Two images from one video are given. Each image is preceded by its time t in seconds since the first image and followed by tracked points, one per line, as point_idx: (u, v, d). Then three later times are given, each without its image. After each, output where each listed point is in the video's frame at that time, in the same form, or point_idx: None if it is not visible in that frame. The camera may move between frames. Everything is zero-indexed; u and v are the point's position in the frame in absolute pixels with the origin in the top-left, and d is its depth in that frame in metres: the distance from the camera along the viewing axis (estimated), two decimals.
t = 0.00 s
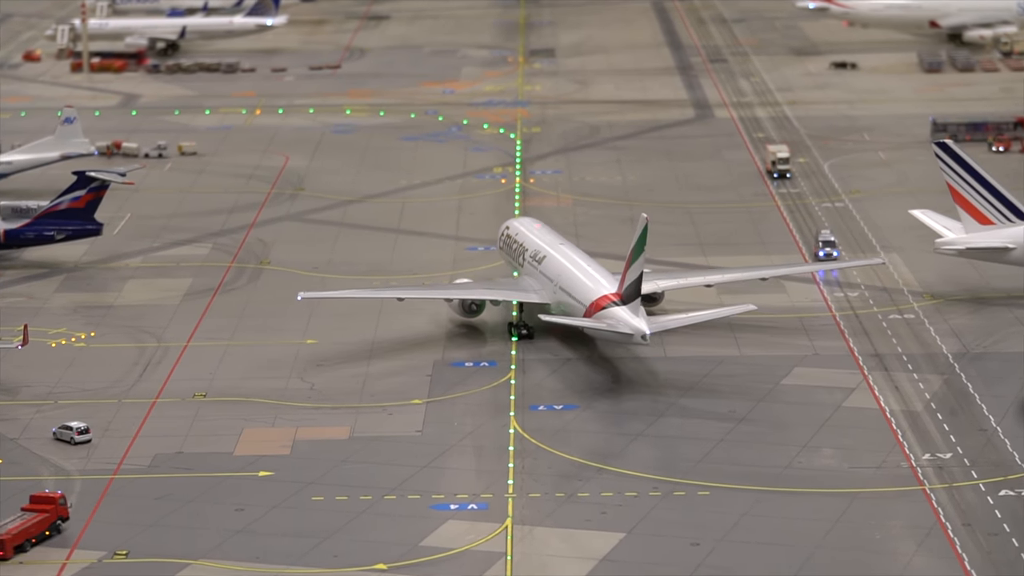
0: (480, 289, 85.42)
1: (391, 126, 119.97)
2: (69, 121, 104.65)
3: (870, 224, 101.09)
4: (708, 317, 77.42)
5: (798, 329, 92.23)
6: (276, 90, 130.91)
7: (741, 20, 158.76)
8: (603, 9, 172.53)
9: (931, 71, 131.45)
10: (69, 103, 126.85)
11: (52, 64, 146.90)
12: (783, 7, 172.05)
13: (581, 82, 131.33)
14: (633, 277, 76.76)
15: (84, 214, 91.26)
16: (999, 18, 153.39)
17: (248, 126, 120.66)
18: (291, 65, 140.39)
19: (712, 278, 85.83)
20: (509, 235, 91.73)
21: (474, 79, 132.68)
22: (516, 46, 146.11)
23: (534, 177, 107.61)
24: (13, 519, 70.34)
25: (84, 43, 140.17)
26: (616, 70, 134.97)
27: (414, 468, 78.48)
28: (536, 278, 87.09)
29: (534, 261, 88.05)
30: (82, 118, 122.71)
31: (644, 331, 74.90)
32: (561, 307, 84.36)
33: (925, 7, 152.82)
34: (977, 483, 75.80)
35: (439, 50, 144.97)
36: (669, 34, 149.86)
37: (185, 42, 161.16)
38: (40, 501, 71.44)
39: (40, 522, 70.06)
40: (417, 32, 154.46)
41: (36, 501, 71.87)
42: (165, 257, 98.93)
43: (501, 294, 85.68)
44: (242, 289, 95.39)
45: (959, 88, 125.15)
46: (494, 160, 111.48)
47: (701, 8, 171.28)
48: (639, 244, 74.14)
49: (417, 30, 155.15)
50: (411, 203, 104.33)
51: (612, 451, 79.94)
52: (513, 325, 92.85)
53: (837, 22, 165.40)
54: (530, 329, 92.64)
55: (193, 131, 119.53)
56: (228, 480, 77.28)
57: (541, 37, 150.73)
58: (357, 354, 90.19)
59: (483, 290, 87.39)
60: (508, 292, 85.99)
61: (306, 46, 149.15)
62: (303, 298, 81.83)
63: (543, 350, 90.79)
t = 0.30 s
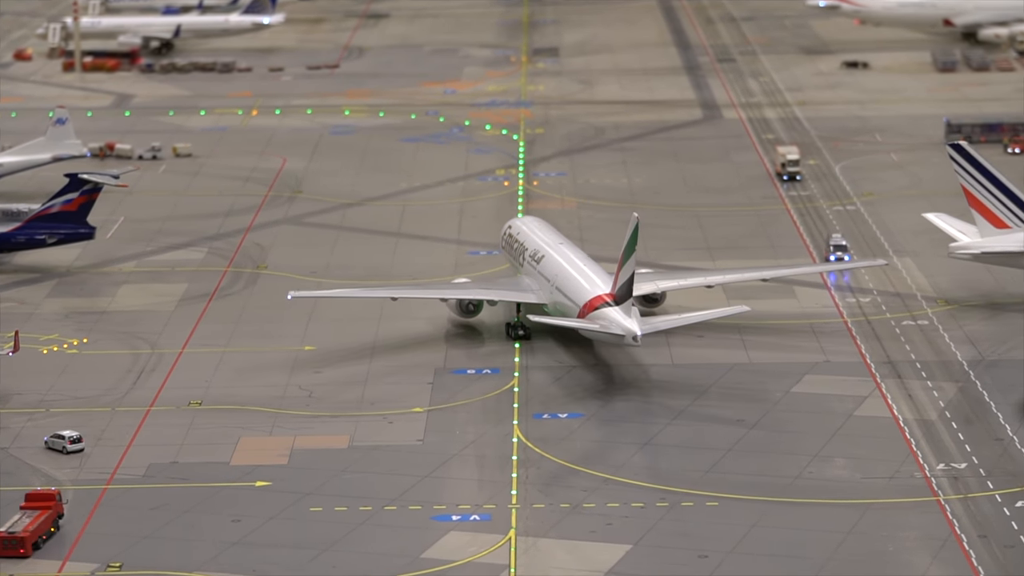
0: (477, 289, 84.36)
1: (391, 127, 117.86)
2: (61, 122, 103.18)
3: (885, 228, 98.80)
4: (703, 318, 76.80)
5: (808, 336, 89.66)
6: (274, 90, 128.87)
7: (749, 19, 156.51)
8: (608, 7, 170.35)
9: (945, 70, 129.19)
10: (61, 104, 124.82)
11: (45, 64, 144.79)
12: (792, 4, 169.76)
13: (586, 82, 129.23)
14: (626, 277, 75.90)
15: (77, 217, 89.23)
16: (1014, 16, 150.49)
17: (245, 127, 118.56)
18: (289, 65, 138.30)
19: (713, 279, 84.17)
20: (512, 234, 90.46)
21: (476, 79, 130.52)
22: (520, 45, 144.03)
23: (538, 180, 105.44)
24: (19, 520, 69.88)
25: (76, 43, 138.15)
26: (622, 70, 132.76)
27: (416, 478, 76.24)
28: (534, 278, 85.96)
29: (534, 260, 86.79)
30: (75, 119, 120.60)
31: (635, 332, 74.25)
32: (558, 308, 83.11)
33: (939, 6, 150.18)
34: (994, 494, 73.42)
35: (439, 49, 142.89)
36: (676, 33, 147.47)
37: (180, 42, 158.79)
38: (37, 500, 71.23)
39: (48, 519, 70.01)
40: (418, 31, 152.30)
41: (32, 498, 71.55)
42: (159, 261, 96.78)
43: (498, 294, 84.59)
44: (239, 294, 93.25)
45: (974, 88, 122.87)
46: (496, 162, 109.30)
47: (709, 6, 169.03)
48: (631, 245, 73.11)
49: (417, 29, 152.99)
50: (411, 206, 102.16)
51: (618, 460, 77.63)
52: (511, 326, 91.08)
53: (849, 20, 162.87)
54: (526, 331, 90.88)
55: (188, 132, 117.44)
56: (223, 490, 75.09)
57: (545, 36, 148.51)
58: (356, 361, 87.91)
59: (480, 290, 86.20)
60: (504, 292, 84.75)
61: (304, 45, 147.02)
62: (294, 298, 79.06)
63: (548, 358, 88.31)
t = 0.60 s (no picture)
0: (473, 288, 82.80)
1: (392, 127, 115.11)
2: (49, 121, 100.41)
3: (899, 232, 96.09)
4: (700, 319, 74.96)
5: (822, 345, 86.48)
6: (270, 89, 126.14)
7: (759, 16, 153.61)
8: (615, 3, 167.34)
9: (963, 69, 126.36)
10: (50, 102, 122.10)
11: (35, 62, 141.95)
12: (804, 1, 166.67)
13: (593, 81, 126.36)
14: (620, 277, 74.15)
15: (67, 219, 86.98)
16: None
17: (240, 127, 115.81)
18: (285, 63, 135.50)
19: (717, 280, 81.21)
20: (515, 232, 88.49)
21: (478, 78, 127.64)
22: (524, 43, 141.36)
23: (543, 182, 102.75)
24: (17, 520, 68.17)
25: (67, 40, 135.53)
26: (628, 69, 129.97)
27: (416, 489, 73.55)
28: (533, 278, 84.16)
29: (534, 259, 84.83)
30: (64, 119, 117.80)
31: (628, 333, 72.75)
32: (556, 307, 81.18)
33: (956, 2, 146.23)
34: (1013, 507, 70.67)
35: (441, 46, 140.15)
36: (686, 30, 144.40)
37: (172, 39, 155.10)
38: (31, 497, 69.15)
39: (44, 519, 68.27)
40: (419, 28, 149.35)
41: (24, 497, 69.43)
42: (151, 265, 94.03)
43: (494, 294, 82.96)
44: (233, 299, 90.53)
45: (993, 88, 120.06)
46: (499, 163, 106.53)
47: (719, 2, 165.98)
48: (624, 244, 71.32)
49: (418, 26, 150.05)
50: (412, 208, 99.46)
51: (625, 472, 74.89)
52: (508, 327, 89.15)
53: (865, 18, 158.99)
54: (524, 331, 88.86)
55: (182, 132, 114.68)
56: (216, 502, 72.34)
57: (550, 33, 145.75)
58: (354, 369, 85.05)
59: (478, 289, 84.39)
60: (502, 292, 82.90)
61: (301, 43, 144.09)
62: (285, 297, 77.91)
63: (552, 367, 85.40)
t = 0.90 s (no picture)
0: (469, 289, 81.51)
1: (391, 129, 112.07)
2: (38, 122, 98.38)
3: (914, 237, 93.52)
4: (694, 321, 74.26)
5: (834, 353, 83.63)
6: (264, 88, 122.98)
7: (769, 13, 150.08)
8: None
9: (980, 68, 123.53)
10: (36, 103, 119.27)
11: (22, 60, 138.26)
12: None
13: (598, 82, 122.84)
14: (614, 278, 73.48)
15: (54, 224, 85.09)
16: None
17: (234, 128, 112.85)
18: (280, 62, 131.71)
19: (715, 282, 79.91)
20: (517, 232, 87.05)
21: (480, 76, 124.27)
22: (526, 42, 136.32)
23: (546, 185, 100.17)
24: (11, 521, 66.97)
25: (55, 38, 133.12)
26: (633, 68, 126.55)
27: (415, 502, 71.01)
28: (531, 279, 82.96)
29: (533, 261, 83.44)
30: (53, 119, 114.99)
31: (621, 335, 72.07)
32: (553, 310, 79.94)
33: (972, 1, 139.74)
34: None
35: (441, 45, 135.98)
36: (694, 28, 141.14)
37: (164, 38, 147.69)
38: (24, 497, 67.90)
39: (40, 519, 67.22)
40: (419, 24, 146.02)
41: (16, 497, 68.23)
42: (142, 271, 91.45)
43: (492, 294, 81.64)
44: (227, 306, 88.00)
45: (1010, 88, 117.29)
46: (502, 166, 103.89)
47: None
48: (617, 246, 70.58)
49: (417, 22, 146.84)
50: (411, 213, 96.85)
51: (631, 484, 72.30)
52: (506, 328, 86.91)
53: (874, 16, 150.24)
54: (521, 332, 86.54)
55: (173, 134, 111.90)
56: (209, 516, 69.89)
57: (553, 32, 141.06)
58: (351, 377, 82.43)
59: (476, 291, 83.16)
60: (500, 293, 81.67)
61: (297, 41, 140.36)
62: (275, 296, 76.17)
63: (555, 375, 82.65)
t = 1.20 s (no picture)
0: (464, 288, 79.35)
1: (388, 128, 108.89)
2: (22, 120, 95.47)
3: (931, 240, 90.55)
4: (691, 321, 72.36)
5: (849, 361, 80.47)
6: (257, 85, 119.70)
7: (779, 9, 146.61)
8: None
9: (999, 66, 120.32)
10: (21, 100, 116.08)
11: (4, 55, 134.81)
12: None
13: (603, 78, 119.76)
14: (609, 278, 71.60)
15: (38, 225, 82.14)
16: None
17: (225, 127, 109.67)
18: (272, 58, 128.24)
19: (717, 282, 78.58)
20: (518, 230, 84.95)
21: (481, 73, 121.11)
22: (530, 36, 134.00)
23: (549, 186, 97.16)
24: None
25: (39, 32, 130.00)
26: (640, 65, 123.08)
27: (413, 515, 68.18)
28: (530, 278, 80.82)
29: (532, 260, 81.34)
30: (37, 117, 111.81)
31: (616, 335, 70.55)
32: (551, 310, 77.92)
33: None
34: None
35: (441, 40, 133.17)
36: (702, 23, 137.73)
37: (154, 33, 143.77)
38: (9, 505, 65.86)
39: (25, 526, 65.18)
40: (417, 20, 142.77)
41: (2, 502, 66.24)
42: (129, 275, 88.42)
43: (489, 294, 79.38)
44: (217, 311, 85.02)
45: None
46: (503, 166, 100.92)
47: None
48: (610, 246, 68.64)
49: (416, 18, 143.54)
50: (410, 215, 93.81)
51: (637, 497, 69.47)
52: (503, 328, 84.16)
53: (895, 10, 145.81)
54: (518, 333, 83.73)
55: (162, 132, 108.74)
56: (197, 531, 66.98)
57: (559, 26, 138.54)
58: (346, 385, 79.43)
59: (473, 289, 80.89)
60: (496, 292, 79.51)
61: (291, 36, 137.12)
62: (262, 294, 74.06)
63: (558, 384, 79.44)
